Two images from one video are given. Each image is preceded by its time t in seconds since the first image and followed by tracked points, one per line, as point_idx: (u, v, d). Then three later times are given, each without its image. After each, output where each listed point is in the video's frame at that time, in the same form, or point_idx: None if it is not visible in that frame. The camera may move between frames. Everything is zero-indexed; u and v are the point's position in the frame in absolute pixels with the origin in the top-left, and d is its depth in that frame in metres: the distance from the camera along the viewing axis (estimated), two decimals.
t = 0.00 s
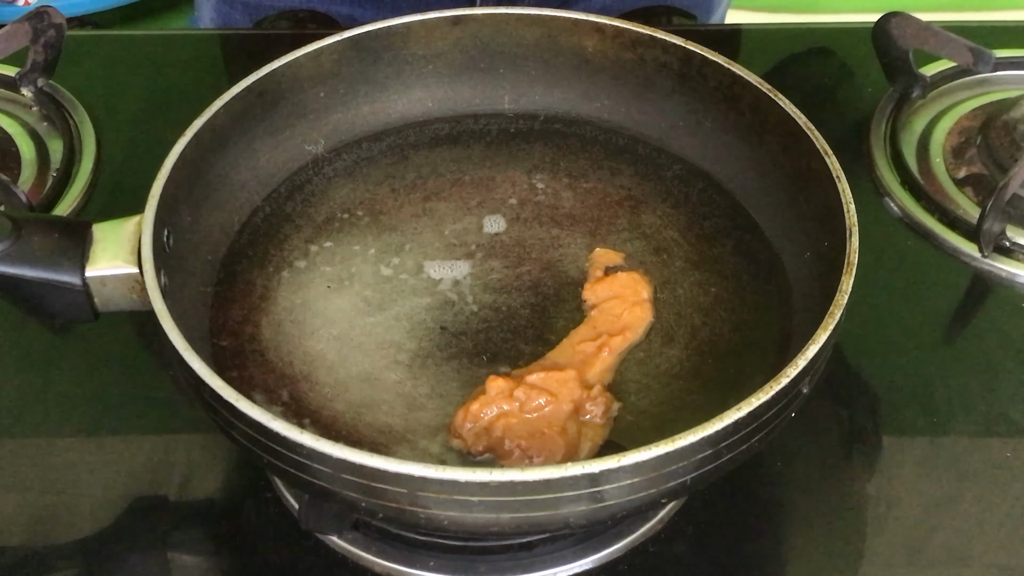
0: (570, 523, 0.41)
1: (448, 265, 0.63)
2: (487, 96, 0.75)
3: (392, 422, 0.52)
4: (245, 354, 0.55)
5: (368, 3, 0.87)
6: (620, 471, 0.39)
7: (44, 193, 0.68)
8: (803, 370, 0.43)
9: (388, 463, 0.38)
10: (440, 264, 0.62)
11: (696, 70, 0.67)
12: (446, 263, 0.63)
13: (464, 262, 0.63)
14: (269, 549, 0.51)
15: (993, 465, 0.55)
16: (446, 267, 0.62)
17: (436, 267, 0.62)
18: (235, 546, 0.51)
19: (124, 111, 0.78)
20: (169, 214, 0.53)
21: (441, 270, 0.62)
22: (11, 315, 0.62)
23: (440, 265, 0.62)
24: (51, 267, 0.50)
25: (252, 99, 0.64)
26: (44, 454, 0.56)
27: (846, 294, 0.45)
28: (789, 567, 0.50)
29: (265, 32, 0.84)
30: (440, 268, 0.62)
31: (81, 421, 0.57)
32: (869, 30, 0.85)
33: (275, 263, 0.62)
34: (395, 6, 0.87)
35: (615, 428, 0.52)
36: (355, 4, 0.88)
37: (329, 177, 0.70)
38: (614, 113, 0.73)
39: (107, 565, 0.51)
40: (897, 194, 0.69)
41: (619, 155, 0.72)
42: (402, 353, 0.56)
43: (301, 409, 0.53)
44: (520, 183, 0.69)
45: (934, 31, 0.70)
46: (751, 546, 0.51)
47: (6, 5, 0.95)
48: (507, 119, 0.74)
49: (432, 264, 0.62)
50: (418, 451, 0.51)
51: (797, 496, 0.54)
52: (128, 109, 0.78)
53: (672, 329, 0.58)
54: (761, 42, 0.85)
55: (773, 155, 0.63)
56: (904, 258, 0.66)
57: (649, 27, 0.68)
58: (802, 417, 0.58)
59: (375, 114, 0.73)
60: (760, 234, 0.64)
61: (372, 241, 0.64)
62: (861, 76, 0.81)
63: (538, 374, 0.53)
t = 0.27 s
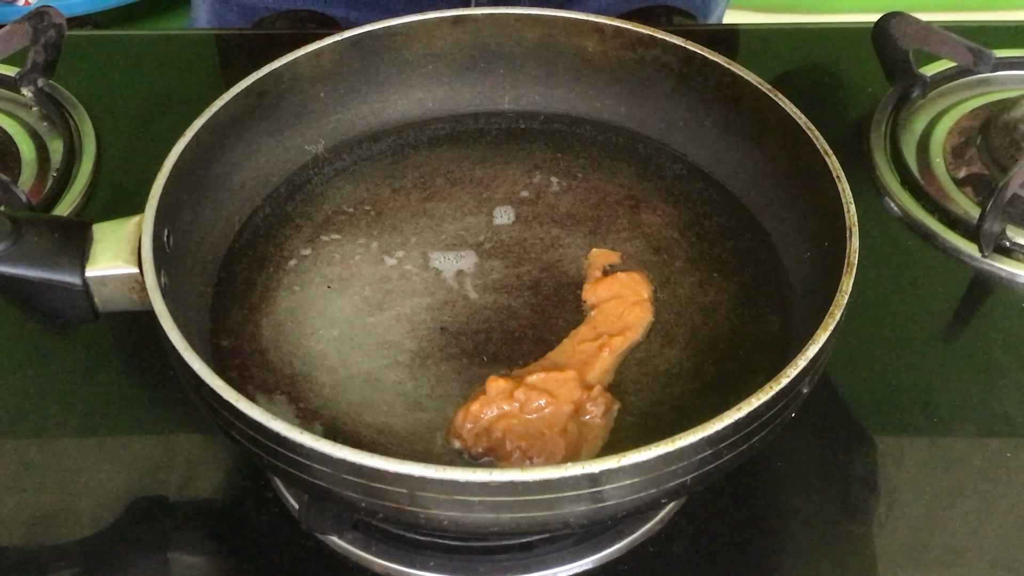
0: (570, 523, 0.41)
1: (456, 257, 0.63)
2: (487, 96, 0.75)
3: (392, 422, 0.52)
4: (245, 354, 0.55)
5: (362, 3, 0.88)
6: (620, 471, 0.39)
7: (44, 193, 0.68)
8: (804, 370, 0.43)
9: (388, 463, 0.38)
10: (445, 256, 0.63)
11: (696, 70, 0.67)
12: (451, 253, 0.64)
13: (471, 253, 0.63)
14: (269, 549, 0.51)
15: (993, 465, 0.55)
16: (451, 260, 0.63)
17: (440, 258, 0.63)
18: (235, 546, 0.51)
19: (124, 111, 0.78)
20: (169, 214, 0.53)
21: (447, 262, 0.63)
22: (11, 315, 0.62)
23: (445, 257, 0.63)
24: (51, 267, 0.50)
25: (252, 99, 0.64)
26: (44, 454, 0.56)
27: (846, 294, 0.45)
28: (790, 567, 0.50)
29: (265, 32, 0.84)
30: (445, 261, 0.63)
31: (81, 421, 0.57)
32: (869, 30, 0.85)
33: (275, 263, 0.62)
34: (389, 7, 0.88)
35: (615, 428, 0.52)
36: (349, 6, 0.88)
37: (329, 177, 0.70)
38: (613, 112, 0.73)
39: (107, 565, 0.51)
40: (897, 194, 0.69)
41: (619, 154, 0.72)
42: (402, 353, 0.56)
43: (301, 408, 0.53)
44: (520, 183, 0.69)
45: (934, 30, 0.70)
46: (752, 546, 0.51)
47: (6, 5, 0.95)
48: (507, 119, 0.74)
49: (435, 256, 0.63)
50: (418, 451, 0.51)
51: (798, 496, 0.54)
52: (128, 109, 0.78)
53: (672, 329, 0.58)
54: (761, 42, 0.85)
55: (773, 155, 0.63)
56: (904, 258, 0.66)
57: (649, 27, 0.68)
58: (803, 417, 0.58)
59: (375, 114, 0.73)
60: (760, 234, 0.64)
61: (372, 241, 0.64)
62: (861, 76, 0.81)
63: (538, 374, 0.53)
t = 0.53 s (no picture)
0: (570, 523, 0.41)
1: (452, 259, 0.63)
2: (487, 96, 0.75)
3: (392, 422, 0.52)
4: (245, 354, 0.55)
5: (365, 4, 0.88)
6: (620, 471, 0.39)
7: (44, 193, 0.68)
8: (804, 370, 0.43)
9: (388, 463, 0.38)
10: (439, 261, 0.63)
11: (696, 70, 0.67)
12: (449, 253, 0.64)
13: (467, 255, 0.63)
14: (269, 549, 0.51)
15: (993, 465, 0.55)
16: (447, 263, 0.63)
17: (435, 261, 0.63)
18: (235, 546, 0.51)
19: (124, 111, 0.78)
20: (169, 214, 0.53)
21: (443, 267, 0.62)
22: (11, 316, 0.62)
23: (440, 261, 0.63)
24: (51, 266, 0.49)
25: (252, 99, 0.64)
26: (44, 454, 0.56)
27: (846, 294, 0.45)
28: (790, 567, 0.50)
29: (265, 32, 0.84)
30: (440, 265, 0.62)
31: (81, 421, 0.57)
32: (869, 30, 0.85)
33: (275, 263, 0.62)
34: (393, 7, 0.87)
35: (615, 428, 0.52)
36: (353, 6, 0.88)
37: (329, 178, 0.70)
38: (613, 113, 0.73)
39: (107, 566, 0.51)
40: (897, 194, 0.69)
41: (618, 154, 0.72)
42: (402, 353, 0.56)
43: (301, 409, 0.53)
44: (519, 183, 0.69)
45: (934, 31, 0.70)
46: (752, 547, 0.51)
47: (6, 5, 0.95)
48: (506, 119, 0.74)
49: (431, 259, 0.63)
50: (418, 451, 0.51)
51: (798, 496, 0.54)
52: (127, 109, 0.78)
53: (671, 329, 0.58)
54: (760, 42, 0.85)
55: (773, 155, 0.63)
56: (904, 258, 0.66)
57: (649, 27, 0.68)
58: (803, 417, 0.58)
59: (375, 115, 0.73)
60: (760, 235, 0.64)
61: (372, 241, 0.64)
62: (861, 76, 0.81)
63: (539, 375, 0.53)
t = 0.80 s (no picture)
0: (570, 523, 0.41)
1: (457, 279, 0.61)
2: (487, 96, 0.75)
3: (392, 421, 0.52)
4: (245, 354, 0.56)
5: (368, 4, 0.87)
6: (620, 471, 0.39)
7: (44, 193, 0.68)
8: (804, 370, 0.43)
9: (388, 463, 0.38)
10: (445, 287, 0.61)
11: (697, 70, 0.67)
12: (449, 253, 0.64)
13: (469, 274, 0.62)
14: (269, 549, 0.51)
15: (993, 466, 0.55)
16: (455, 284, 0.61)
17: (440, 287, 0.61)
18: (235, 546, 0.51)
19: (124, 111, 0.78)
20: (169, 214, 0.53)
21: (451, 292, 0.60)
22: (11, 316, 0.62)
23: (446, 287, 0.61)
24: (51, 267, 0.49)
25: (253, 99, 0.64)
26: (44, 454, 0.56)
27: (846, 294, 0.45)
28: (789, 567, 0.50)
29: (265, 32, 0.84)
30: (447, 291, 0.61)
31: (81, 421, 0.57)
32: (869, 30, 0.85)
33: (275, 263, 0.62)
34: (396, 6, 0.87)
35: (615, 428, 0.52)
36: (356, 6, 0.88)
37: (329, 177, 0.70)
38: (613, 113, 0.73)
39: (106, 566, 0.51)
40: (897, 194, 0.69)
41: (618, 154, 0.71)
42: (402, 353, 0.56)
43: (301, 408, 0.53)
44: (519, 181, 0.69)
45: (934, 30, 0.70)
46: (751, 547, 0.51)
47: (6, 5, 0.95)
48: (507, 119, 0.74)
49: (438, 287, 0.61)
50: (418, 451, 0.51)
51: (798, 496, 0.54)
52: (127, 109, 0.78)
53: (672, 329, 0.58)
54: (761, 42, 0.85)
55: (773, 155, 0.64)
56: (904, 258, 0.66)
57: (649, 27, 0.68)
58: (803, 416, 0.58)
59: (376, 114, 0.73)
60: (761, 235, 0.64)
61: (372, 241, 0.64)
62: (861, 76, 0.81)
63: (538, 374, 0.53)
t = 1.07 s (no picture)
0: (570, 523, 0.41)
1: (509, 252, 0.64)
2: (487, 96, 0.75)
3: (392, 421, 0.52)
4: (245, 354, 0.56)
5: (368, 6, 0.87)
6: (620, 471, 0.39)
7: (44, 193, 0.68)
8: (804, 370, 0.43)
9: (388, 463, 0.38)
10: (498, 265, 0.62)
11: (696, 70, 0.68)
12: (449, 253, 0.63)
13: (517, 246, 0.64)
14: (269, 549, 0.51)
15: (993, 466, 0.55)
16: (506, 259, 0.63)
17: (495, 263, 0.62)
18: (235, 546, 0.51)
19: (124, 111, 0.78)
20: (169, 214, 0.53)
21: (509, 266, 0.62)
22: (11, 316, 0.62)
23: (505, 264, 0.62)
24: (51, 267, 0.49)
25: (253, 99, 0.64)
26: (44, 454, 0.56)
27: (846, 294, 0.45)
28: (789, 567, 0.50)
29: (265, 32, 0.84)
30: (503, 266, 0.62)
31: (81, 421, 0.57)
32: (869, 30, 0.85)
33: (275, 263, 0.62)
34: (395, 8, 0.87)
35: (615, 429, 0.52)
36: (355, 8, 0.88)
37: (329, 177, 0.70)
38: (613, 113, 0.73)
39: (106, 566, 0.51)
40: (897, 194, 0.69)
41: (619, 153, 0.71)
42: (402, 353, 0.56)
43: (301, 408, 0.53)
44: (519, 181, 0.69)
45: (934, 31, 0.69)
46: (751, 547, 0.51)
47: (6, 5, 0.95)
48: (507, 119, 0.74)
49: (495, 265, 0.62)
50: (418, 451, 0.51)
51: (798, 496, 0.54)
52: (128, 109, 0.78)
53: (672, 329, 0.58)
54: (761, 42, 0.85)
55: (773, 155, 0.64)
56: (904, 258, 0.66)
57: (649, 27, 0.69)
58: (803, 416, 0.58)
59: (375, 114, 0.73)
60: (761, 235, 0.64)
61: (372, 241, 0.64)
62: (861, 76, 0.81)
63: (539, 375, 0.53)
